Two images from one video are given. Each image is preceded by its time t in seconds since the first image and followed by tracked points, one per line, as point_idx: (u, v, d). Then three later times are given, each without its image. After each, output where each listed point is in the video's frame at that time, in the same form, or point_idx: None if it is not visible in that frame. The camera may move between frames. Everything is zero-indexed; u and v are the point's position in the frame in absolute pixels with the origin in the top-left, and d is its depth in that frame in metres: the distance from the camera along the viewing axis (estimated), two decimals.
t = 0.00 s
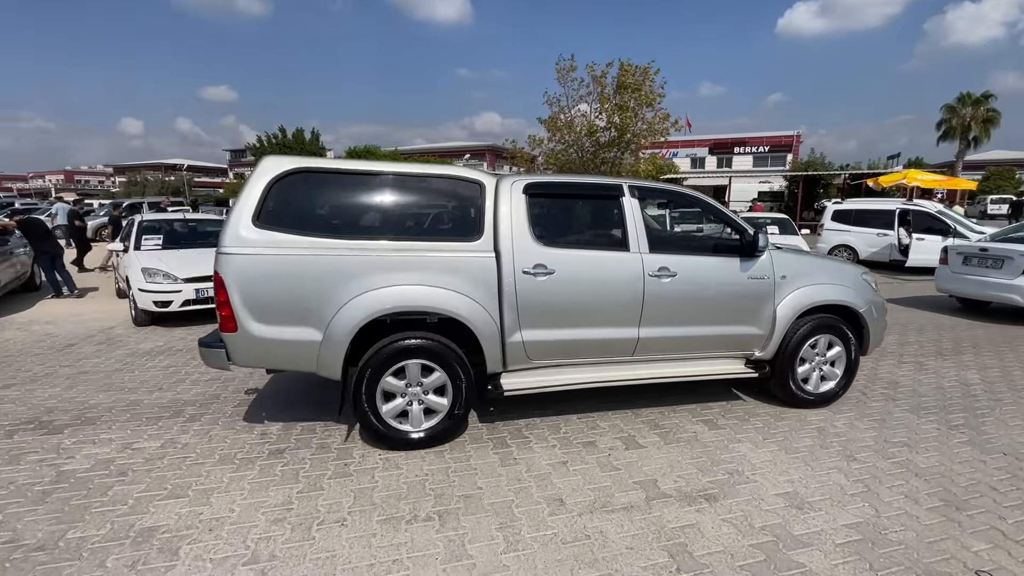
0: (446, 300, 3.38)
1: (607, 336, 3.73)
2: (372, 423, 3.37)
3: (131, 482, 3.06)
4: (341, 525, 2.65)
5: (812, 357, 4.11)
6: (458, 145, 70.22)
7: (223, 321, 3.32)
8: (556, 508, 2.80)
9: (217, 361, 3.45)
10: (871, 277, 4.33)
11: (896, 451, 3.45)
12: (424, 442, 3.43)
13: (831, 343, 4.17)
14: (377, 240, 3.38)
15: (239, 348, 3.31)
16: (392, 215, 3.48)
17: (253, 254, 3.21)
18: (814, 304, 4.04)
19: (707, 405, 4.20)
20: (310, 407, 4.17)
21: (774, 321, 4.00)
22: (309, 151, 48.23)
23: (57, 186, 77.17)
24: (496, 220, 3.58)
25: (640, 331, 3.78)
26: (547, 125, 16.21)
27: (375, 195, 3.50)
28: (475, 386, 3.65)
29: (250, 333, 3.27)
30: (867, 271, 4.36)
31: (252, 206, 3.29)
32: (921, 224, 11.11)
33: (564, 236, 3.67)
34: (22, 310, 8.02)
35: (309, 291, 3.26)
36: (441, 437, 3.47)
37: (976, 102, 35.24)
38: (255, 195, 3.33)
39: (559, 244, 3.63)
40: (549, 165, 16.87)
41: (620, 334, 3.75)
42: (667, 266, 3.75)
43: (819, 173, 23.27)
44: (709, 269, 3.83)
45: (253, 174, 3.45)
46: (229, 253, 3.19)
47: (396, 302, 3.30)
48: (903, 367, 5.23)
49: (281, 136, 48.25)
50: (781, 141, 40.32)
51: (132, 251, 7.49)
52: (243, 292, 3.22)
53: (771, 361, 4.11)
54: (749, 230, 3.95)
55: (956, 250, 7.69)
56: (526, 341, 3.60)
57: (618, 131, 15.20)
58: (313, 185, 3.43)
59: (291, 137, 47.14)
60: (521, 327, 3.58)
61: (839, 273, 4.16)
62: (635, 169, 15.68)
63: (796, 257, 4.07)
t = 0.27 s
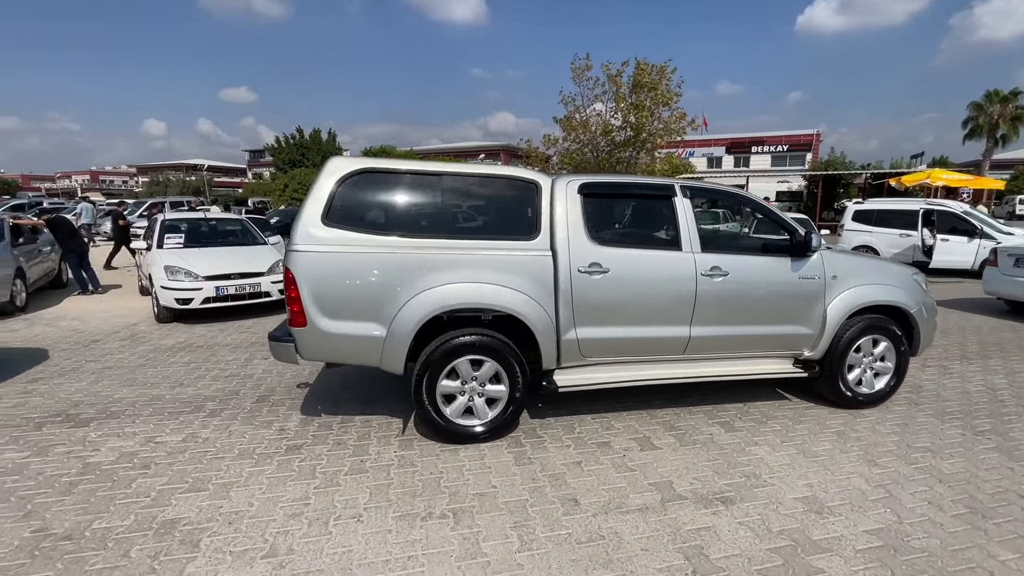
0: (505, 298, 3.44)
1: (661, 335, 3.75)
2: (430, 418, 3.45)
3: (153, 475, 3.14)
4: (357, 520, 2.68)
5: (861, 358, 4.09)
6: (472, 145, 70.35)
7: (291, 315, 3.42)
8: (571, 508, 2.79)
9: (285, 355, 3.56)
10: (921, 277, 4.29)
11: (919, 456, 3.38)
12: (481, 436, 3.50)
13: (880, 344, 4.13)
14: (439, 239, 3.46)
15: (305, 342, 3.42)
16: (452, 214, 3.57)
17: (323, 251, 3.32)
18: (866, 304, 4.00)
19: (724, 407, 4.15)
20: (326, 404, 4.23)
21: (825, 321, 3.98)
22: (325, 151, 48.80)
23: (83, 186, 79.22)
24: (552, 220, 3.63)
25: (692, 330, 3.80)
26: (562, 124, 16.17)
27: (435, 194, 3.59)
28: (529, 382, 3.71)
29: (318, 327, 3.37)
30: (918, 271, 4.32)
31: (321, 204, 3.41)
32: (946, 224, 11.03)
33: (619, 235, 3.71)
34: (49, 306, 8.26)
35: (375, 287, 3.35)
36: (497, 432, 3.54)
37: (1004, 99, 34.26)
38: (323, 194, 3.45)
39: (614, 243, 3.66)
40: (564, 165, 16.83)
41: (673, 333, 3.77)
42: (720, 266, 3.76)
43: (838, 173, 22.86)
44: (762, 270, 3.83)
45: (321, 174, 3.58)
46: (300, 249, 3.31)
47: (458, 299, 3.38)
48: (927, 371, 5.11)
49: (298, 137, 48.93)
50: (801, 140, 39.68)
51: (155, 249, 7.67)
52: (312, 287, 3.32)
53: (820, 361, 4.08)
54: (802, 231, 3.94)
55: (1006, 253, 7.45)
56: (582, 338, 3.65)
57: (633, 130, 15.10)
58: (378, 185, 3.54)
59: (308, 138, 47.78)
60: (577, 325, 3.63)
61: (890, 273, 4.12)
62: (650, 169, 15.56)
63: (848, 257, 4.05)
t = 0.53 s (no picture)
0: (555, 297, 3.47)
1: (706, 334, 3.75)
2: (481, 416, 3.48)
3: (171, 470, 3.19)
4: (370, 518, 2.69)
5: (907, 359, 4.05)
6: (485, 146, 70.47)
7: (348, 313, 3.48)
8: (583, 509, 2.78)
9: (341, 351, 3.63)
10: (967, 277, 4.22)
11: (941, 462, 3.30)
12: (529, 433, 3.53)
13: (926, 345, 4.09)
14: (491, 238, 3.51)
15: (360, 340, 3.47)
16: (502, 214, 3.62)
17: (380, 250, 3.38)
18: (912, 305, 3.95)
19: (739, 410, 4.10)
20: (340, 402, 4.26)
21: (871, 321, 3.94)
22: (340, 152, 49.27)
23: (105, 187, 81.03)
24: (600, 220, 3.65)
25: (738, 329, 3.79)
26: (575, 124, 16.11)
27: (486, 196, 3.65)
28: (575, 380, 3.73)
29: (373, 325, 3.42)
30: (964, 272, 4.27)
31: (377, 205, 3.48)
32: (970, 224, 10.93)
33: (666, 235, 3.72)
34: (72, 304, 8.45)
35: (430, 285, 3.40)
36: (545, 430, 3.57)
37: None
38: (379, 195, 3.51)
39: (661, 243, 3.67)
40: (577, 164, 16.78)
41: (718, 332, 3.77)
42: (767, 266, 3.75)
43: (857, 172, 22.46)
44: (808, 269, 3.82)
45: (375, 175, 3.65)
46: (358, 249, 3.38)
47: (511, 297, 3.41)
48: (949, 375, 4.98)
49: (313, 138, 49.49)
50: (818, 139, 39.06)
51: (174, 249, 7.81)
52: (370, 286, 3.37)
53: (866, 362, 4.04)
54: (847, 231, 3.92)
55: None
56: (628, 337, 3.66)
57: (647, 129, 15.00)
58: (431, 187, 3.60)
59: (323, 139, 48.32)
60: (624, 324, 3.64)
61: (936, 273, 4.07)
62: (664, 169, 15.43)
63: (896, 257, 4.00)
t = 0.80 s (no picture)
0: (598, 296, 3.49)
1: (746, 333, 3.74)
2: (523, 414, 3.50)
3: (186, 466, 3.24)
4: (381, 516, 2.71)
5: (947, 361, 4.01)
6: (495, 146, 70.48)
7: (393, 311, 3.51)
8: (593, 510, 2.77)
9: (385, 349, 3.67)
10: (1010, 277, 4.15)
11: (960, 466, 3.23)
12: (570, 431, 3.56)
13: (966, 346, 4.05)
14: (534, 238, 3.54)
15: (404, 338, 3.50)
16: (543, 214, 3.65)
17: (427, 249, 3.40)
18: (953, 306, 3.91)
19: (751, 412, 4.05)
20: (351, 401, 4.30)
21: (912, 321, 3.90)
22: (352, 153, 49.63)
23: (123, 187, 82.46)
24: (641, 220, 3.66)
25: (777, 329, 3.77)
26: (586, 123, 16.06)
27: (527, 195, 3.68)
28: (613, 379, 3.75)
29: (418, 323, 3.45)
30: (1006, 272, 4.20)
31: (422, 204, 3.51)
32: (989, 224, 10.68)
33: (706, 234, 3.72)
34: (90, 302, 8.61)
35: (474, 284, 3.42)
36: (585, 427, 3.60)
37: None
38: (424, 194, 3.55)
39: (701, 242, 3.68)
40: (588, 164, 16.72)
41: (758, 332, 3.76)
42: (807, 266, 3.74)
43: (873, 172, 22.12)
44: (848, 269, 3.79)
45: (418, 175, 3.68)
46: (404, 248, 3.40)
47: (555, 296, 3.43)
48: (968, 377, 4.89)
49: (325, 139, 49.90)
50: (834, 137, 38.52)
51: (189, 248, 7.93)
52: (416, 284, 3.40)
53: (906, 362, 4.00)
54: (889, 231, 3.88)
55: None
56: (668, 336, 3.66)
57: (659, 129, 14.90)
58: (475, 187, 3.64)
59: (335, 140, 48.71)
60: (664, 324, 3.65)
61: (978, 273, 4.01)
62: (676, 168, 15.31)
63: (938, 258, 3.96)
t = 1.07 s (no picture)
0: (632, 296, 3.49)
1: (779, 334, 3.72)
2: (557, 413, 3.52)
3: (198, 464, 3.28)
4: (389, 514, 2.73)
5: (980, 362, 3.98)
6: (503, 146, 70.50)
7: (429, 310, 3.55)
8: (601, 510, 2.77)
9: (420, 348, 3.64)
10: None
11: (974, 470, 3.19)
12: (603, 430, 3.58)
13: (1000, 347, 4.01)
14: (569, 238, 3.56)
15: (439, 337, 3.54)
16: (575, 215, 3.67)
17: (463, 249, 3.44)
18: (987, 307, 3.87)
19: (761, 413, 4.02)
20: (360, 400, 4.33)
21: (946, 321, 3.87)
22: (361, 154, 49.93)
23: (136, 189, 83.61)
24: (674, 220, 3.66)
25: (810, 330, 3.75)
26: (594, 123, 16.02)
27: (559, 196, 3.70)
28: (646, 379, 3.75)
29: (453, 322, 3.48)
30: None
31: (458, 206, 3.55)
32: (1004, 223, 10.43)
33: (739, 235, 3.72)
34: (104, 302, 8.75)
35: (509, 284, 3.45)
36: (618, 426, 3.61)
37: None
38: (459, 196, 3.58)
39: (735, 243, 3.67)
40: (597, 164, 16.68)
41: (791, 333, 3.74)
42: (840, 266, 3.72)
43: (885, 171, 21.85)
44: (882, 270, 3.77)
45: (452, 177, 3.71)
46: (441, 248, 3.44)
47: (590, 296, 3.45)
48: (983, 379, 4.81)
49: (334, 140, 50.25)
50: (846, 136, 38.08)
51: (201, 249, 8.03)
52: (452, 284, 3.43)
53: (939, 363, 3.97)
54: (922, 231, 3.84)
55: None
56: (701, 336, 3.66)
57: (668, 128, 14.83)
58: (509, 188, 3.67)
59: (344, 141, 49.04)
60: (697, 324, 3.64)
61: (1013, 273, 3.97)
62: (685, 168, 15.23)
63: (971, 257, 3.93)
